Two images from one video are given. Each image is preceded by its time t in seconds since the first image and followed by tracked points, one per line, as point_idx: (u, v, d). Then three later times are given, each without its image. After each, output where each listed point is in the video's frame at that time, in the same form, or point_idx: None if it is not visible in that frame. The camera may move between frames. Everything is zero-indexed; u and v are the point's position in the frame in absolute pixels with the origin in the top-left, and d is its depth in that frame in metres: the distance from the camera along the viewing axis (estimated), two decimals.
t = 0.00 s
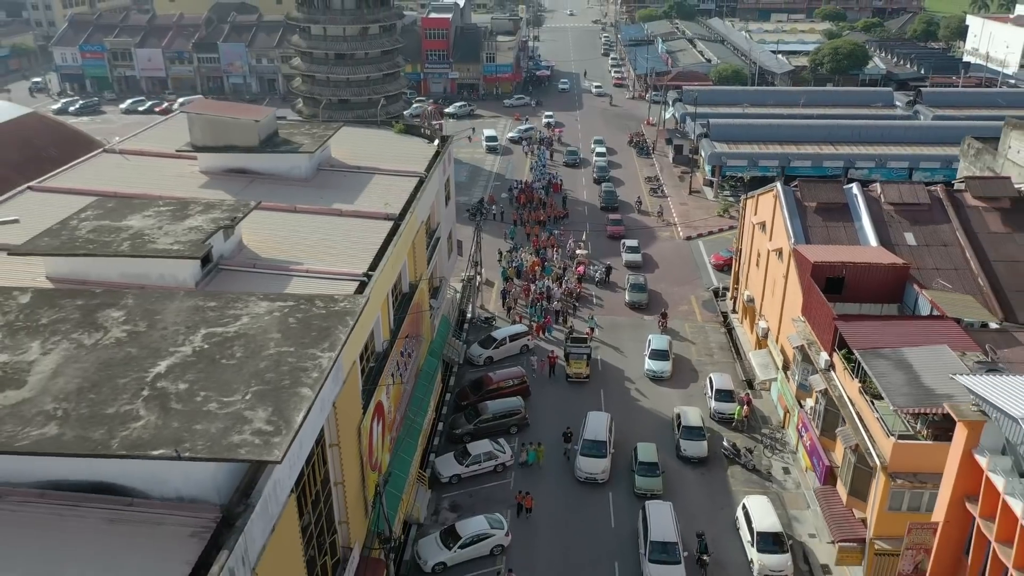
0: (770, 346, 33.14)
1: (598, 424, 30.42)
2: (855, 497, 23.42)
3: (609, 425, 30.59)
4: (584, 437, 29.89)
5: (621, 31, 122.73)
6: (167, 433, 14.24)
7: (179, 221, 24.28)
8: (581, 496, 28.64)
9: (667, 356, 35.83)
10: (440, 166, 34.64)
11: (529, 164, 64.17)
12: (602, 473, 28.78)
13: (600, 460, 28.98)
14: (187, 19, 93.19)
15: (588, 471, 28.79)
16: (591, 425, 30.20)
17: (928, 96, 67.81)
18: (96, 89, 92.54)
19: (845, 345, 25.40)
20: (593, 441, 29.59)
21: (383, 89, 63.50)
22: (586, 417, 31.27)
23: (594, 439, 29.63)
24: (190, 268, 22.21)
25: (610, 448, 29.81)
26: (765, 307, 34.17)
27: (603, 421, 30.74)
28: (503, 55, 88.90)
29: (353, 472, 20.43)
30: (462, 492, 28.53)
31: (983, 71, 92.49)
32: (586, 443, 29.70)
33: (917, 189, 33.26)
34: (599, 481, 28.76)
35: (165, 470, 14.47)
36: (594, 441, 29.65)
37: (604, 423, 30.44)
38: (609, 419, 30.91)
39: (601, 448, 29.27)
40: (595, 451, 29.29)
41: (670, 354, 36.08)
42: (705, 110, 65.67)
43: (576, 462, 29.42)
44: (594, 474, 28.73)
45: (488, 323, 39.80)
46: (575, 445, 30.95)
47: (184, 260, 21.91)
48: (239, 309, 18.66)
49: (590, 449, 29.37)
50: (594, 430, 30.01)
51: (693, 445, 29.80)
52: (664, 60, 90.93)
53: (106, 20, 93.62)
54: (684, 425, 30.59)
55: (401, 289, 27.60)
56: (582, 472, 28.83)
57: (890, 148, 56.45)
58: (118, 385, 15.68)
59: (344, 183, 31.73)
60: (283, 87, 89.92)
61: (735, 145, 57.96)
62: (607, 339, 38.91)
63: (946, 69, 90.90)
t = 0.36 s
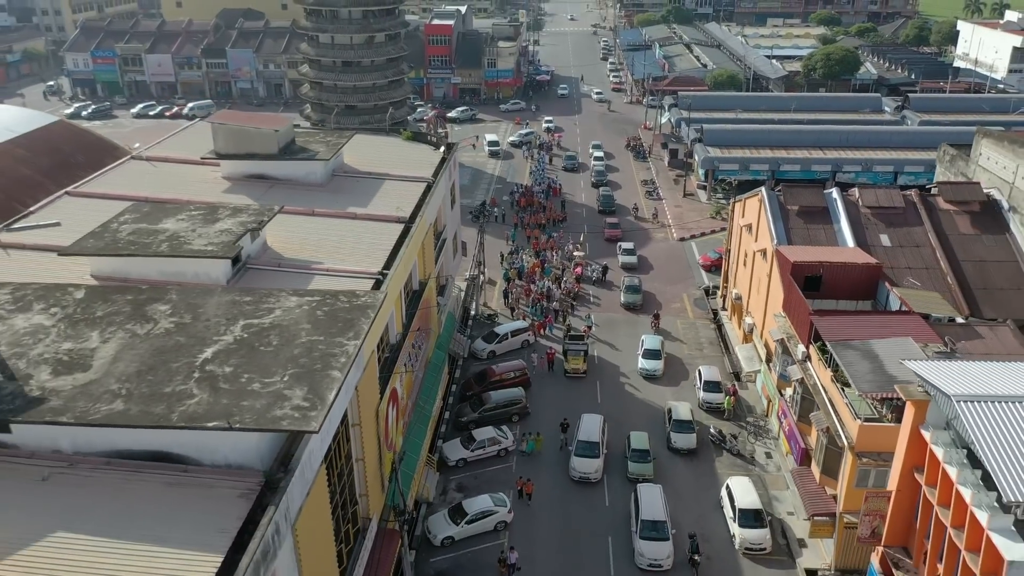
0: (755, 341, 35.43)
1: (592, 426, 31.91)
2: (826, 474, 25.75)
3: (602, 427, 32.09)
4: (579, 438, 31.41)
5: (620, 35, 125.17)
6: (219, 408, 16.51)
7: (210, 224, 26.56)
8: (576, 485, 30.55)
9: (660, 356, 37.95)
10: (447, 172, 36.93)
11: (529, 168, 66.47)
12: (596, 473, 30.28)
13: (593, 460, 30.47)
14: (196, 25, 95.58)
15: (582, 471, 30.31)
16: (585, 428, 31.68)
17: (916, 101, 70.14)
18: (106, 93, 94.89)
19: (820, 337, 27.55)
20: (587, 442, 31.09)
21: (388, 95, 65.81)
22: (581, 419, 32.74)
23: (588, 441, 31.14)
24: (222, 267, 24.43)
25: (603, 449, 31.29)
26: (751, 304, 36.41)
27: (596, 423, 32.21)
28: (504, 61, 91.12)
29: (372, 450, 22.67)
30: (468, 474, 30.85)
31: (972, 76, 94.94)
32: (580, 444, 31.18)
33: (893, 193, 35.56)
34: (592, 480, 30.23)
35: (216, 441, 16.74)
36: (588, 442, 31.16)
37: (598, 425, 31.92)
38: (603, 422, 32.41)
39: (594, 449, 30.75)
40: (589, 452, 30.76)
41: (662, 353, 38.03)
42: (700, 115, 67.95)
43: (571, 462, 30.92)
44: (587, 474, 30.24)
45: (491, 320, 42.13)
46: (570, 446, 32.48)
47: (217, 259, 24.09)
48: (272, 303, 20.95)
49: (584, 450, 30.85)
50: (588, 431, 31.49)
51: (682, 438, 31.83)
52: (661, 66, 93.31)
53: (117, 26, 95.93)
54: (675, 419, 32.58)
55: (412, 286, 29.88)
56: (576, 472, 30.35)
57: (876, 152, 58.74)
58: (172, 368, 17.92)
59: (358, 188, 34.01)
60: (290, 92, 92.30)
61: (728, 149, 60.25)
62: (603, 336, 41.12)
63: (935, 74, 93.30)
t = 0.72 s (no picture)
0: (743, 334, 37.71)
1: (586, 427, 33.30)
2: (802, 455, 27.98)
3: (596, 427, 33.53)
4: (574, 439, 32.79)
5: (618, 39, 127.59)
6: (258, 388, 18.84)
7: (237, 226, 28.80)
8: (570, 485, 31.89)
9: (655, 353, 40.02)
10: (452, 176, 39.23)
11: (529, 170, 68.75)
12: (590, 472, 31.66)
13: (587, 460, 31.87)
14: (204, 31, 97.91)
15: (576, 470, 31.70)
16: (580, 428, 33.07)
17: (904, 106, 72.42)
18: (117, 97, 97.17)
19: (798, 331, 29.79)
20: (582, 443, 32.46)
21: (393, 100, 68.09)
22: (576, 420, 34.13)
23: (582, 441, 32.51)
24: (249, 265, 26.62)
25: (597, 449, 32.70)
26: (739, 301, 38.68)
27: (590, 425, 33.62)
28: (505, 65, 93.45)
29: (388, 432, 24.96)
30: (473, 458, 33.23)
31: (962, 80, 97.36)
32: (575, 445, 32.57)
33: (871, 197, 37.85)
34: (586, 480, 31.63)
35: (255, 417, 18.99)
36: (583, 443, 32.53)
37: (592, 426, 33.32)
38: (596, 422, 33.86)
39: (588, 449, 32.13)
40: (583, 452, 32.15)
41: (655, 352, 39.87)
42: (695, 119, 70.22)
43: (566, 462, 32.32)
44: (581, 474, 31.63)
45: (494, 316, 44.50)
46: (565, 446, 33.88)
47: (244, 257, 26.29)
48: (299, 297, 23.28)
49: (579, 450, 32.24)
50: (582, 432, 32.88)
51: (674, 430, 33.71)
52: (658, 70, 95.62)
53: (126, 31, 98.21)
54: (667, 413, 34.43)
55: (421, 283, 32.18)
56: (571, 471, 31.74)
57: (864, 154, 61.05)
58: (213, 354, 20.25)
59: (369, 191, 36.26)
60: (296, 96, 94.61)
61: (721, 152, 62.52)
62: (600, 332, 43.36)
63: (926, 78, 95.68)
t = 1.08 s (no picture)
0: (731, 330, 39.96)
1: (581, 429, 34.61)
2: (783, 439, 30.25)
3: (590, 430, 34.86)
4: (569, 441, 34.13)
5: (617, 43, 129.85)
6: (288, 372, 21.12)
7: (258, 227, 31.03)
8: (565, 486, 33.09)
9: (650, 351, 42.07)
10: (456, 180, 41.47)
11: (529, 174, 71.04)
12: (585, 473, 32.98)
13: (582, 461, 33.19)
14: (212, 36, 100.24)
15: (572, 471, 33.00)
16: (575, 431, 34.41)
17: (893, 110, 74.65)
18: (126, 100, 99.45)
19: (780, 325, 31.97)
20: (577, 445, 33.80)
21: (398, 105, 70.34)
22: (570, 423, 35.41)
23: (577, 443, 33.84)
24: (271, 264, 28.83)
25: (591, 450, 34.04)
26: (728, 298, 40.89)
27: (585, 427, 34.98)
28: (505, 70, 95.73)
29: (401, 417, 27.22)
30: (477, 444, 35.55)
31: (952, 83, 99.60)
32: (571, 446, 33.89)
33: (853, 199, 40.06)
34: (581, 480, 32.90)
35: (285, 399, 21.21)
36: (578, 445, 33.87)
37: (586, 429, 34.64)
38: (591, 425, 35.16)
39: (583, 451, 33.45)
40: (579, 453, 33.47)
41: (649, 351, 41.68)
42: (690, 123, 72.49)
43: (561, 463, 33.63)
44: (577, 474, 32.93)
45: (496, 313, 46.76)
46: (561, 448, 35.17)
47: (267, 257, 28.51)
48: (320, 292, 25.56)
49: (574, 452, 33.54)
50: (578, 435, 34.18)
51: (665, 424, 35.65)
52: (655, 74, 97.91)
53: (136, 36, 100.50)
54: (659, 407, 36.33)
55: (429, 281, 34.41)
56: (566, 472, 33.03)
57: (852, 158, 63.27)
58: (245, 343, 22.51)
59: (379, 194, 38.50)
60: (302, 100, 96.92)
61: (715, 156, 64.73)
62: (598, 329, 45.60)
63: (917, 82, 97.93)
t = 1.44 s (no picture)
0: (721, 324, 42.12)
1: (576, 432, 35.83)
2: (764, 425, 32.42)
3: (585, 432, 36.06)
4: (565, 444, 35.30)
5: (615, 46, 132.20)
6: (312, 359, 23.30)
7: (276, 228, 33.19)
8: (562, 488, 34.18)
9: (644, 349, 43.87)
10: (460, 183, 43.68)
11: (529, 176, 73.24)
12: (581, 474, 34.13)
13: (578, 462, 34.39)
14: (219, 40, 102.48)
15: (569, 471, 34.16)
16: (570, 433, 35.61)
17: (882, 114, 76.87)
18: (135, 103, 101.64)
19: (764, 320, 34.15)
20: (573, 446, 35.00)
21: (402, 109, 72.51)
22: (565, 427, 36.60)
23: (573, 445, 35.03)
24: (289, 262, 30.99)
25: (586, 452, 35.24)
26: (718, 294, 43.05)
27: (581, 429, 36.19)
28: (506, 74, 97.94)
29: (411, 402, 29.45)
30: (481, 432, 37.81)
31: (943, 87, 101.76)
32: (567, 448, 35.10)
33: (836, 201, 42.24)
34: (577, 481, 34.09)
35: (309, 384, 23.38)
36: (573, 447, 35.06)
37: (582, 431, 35.90)
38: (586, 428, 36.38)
39: (579, 452, 34.68)
40: (575, 455, 34.68)
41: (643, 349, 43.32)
42: (685, 127, 74.74)
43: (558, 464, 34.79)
44: (573, 475, 34.09)
45: (498, 309, 49.00)
46: (558, 450, 36.38)
47: (286, 255, 30.66)
48: (337, 287, 27.76)
49: (570, 454, 34.74)
50: (573, 437, 35.40)
51: (659, 417, 37.54)
52: (652, 78, 100.18)
53: (144, 41, 102.71)
54: (653, 402, 38.18)
55: (436, 278, 36.61)
56: (563, 473, 34.16)
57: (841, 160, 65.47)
58: (271, 333, 24.73)
59: (388, 196, 40.65)
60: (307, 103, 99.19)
61: (709, 158, 66.91)
62: (595, 325, 47.77)
63: (908, 85, 100.11)
